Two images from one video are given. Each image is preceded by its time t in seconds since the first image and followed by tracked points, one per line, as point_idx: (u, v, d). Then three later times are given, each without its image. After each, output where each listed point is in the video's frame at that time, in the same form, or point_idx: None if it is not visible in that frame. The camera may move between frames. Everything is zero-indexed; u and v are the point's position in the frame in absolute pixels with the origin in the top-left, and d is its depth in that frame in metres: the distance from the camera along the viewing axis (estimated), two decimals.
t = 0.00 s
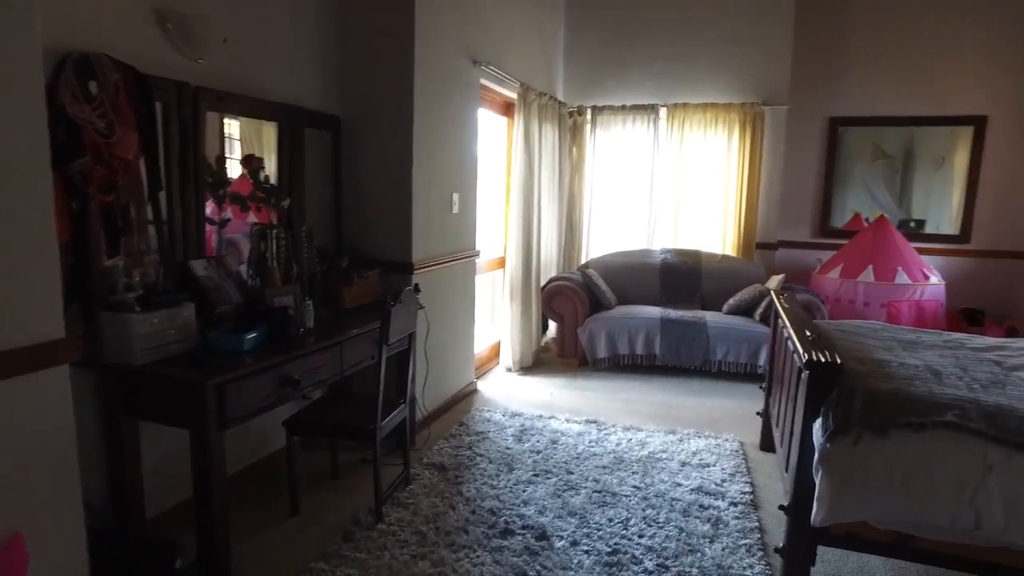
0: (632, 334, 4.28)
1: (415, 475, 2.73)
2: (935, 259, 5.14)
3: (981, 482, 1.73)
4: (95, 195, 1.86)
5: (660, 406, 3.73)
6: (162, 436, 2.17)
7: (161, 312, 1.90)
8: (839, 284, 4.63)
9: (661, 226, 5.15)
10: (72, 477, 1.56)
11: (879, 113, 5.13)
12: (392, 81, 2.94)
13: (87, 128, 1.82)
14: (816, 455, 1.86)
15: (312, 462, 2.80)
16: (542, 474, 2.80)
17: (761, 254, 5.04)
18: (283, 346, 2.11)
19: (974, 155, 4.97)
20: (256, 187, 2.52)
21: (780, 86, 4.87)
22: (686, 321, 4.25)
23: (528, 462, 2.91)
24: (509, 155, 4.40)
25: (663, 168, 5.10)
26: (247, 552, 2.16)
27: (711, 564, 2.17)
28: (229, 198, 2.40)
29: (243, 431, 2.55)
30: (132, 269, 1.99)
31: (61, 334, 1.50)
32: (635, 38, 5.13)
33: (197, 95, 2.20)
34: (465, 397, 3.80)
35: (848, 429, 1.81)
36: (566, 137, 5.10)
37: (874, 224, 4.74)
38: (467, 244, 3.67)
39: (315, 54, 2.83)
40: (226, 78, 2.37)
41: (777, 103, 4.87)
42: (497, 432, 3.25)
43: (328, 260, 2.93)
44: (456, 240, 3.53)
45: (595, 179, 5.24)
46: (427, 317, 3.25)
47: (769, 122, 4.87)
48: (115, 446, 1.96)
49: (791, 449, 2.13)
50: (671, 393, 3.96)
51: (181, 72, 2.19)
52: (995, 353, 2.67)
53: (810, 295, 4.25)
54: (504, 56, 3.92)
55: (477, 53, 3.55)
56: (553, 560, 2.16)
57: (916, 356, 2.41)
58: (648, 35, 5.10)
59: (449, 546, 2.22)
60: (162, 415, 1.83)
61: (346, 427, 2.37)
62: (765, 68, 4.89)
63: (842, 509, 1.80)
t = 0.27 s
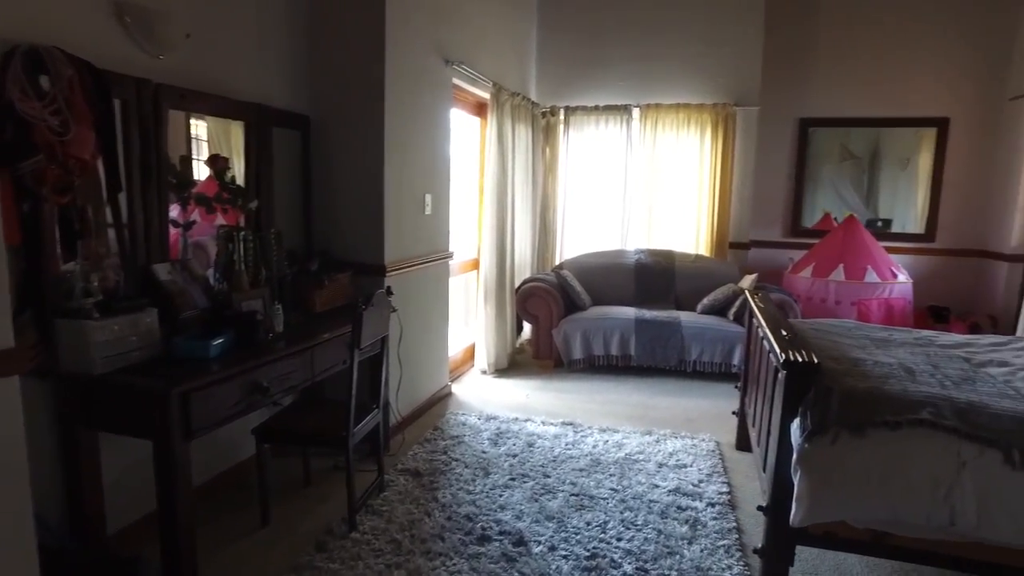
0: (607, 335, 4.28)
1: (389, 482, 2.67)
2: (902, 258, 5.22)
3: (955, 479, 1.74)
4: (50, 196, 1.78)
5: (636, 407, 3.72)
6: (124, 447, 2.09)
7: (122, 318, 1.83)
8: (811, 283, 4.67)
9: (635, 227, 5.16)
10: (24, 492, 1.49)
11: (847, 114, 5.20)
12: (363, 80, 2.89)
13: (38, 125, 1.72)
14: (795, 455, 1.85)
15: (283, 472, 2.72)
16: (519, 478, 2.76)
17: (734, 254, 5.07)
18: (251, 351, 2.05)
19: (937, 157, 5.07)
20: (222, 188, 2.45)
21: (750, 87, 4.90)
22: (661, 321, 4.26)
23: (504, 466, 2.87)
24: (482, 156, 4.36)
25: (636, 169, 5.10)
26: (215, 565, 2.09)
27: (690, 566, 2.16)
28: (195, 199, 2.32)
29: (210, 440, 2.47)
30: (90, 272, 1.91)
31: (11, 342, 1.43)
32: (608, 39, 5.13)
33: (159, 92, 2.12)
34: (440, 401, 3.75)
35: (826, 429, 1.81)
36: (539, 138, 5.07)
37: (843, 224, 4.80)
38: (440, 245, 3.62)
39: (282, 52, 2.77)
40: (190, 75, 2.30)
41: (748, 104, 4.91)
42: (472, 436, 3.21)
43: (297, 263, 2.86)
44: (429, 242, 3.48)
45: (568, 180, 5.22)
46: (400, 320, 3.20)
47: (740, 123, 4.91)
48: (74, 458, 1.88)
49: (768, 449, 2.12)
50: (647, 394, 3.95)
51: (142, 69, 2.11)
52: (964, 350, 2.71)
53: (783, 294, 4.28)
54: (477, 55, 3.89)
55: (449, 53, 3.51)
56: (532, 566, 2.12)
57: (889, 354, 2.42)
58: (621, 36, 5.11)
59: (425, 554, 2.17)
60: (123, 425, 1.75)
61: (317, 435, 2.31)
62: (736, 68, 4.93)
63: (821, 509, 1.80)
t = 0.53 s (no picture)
0: (582, 336, 4.27)
1: (363, 489, 2.63)
2: (869, 258, 5.31)
3: (927, 478, 1.75)
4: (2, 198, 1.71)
5: (612, 408, 3.72)
6: (85, 459, 2.01)
7: (82, 327, 1.77)
8: (782, 283, 4.73)
9: (608, 228, 5.17)
10: None
11: (815, 116, 5.28)
12: (332, 80, 2.85)
13: None
14: (770, 456, 1.86)
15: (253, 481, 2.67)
16: (494, 482, 2.74)
17: (706, 255, 5.11)
18: (219, 359, 1.99)
19: (902, 159, 5.17)
20: (188, 191, 2.39)
21: (720, 89, 4.95)
22: (635, 322, 4.27)
23: (480, 471, 2.84)
24: (454, 158, 4.33)
25: (609, 170, 5.11)
26: None
27: (668, 568, 2.15)
28: (160, 203, 2.26)
29: (177, 450, 2.41)
30: (47, 279, 1.84)
31: None
32: (580, 41, 5.14)
33: (119, 92, 2.06)
34: (414, 406, 3.71)
35: (800, 429, 1.81)
36: (512, 139, 5.06)
37: (812, 225, 4.87)
38: (413, 248, 3.58)
39: (249, 52, 2.71)
40: (152, 75, 2.23)
41: (718, 106, 4.95)
42: (447, 441, 3.18)
43: (267, 268, 2.80)
44: (402, 245, 3.44)
45: (541, 181, 5.21)
46: (373, 325, 3.16)
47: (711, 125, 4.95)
48: (32, 472, 1.80)
49: (744, 450, 2.13)
50: (622, 395, 3.96)
51: (101, 68, 2.05)
52: (931, 348, 2.75)
53: (755, 295, 4.32)
54: (448, 56, 3.86)
55: (420, 54, 3.48)
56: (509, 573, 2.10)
57: (859, 353, 2.45)
58: (592, 38, 5.12)
59: (400, 563, 2.13)
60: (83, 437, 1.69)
61: (288, 443, 2.25)
62: (706, 71, 4.97)
63: (796, 509, 1.80)
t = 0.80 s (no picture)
0: (557, 338, 4.27)
1: (338, 496, 2.59)
2: (838, 257, 5.40)
3: (901, 474, 1.78)
4: None
5: (588, 410, 3.72)
6: (47, 472, 1.95)
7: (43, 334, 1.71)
8: (755, 283, 4.78)
9: (582, 229, 5.18)
10: None
11: (784, 118, 5.35)
12: (303, 81, 2.80)
13: None
14: (747, 456, 1.86)
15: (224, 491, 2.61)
16: (471, 486, 2.71)
17: (679, 255, 5.15)
18: (188, 366, 1.94)
19: (868, 160, 5.27)
20: (154, 194, 2.33)
21: (692, 91, 4.99)
22: (610, 323, 4.28)
23: (456, 475, 2.82)
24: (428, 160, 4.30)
25: (583, 172, 5.13)
26: None
27: (646, 569, 2.15)
28: (125, 206, 2.20)
29: (145, 459, 2.34)
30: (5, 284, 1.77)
31: None
32: (553, 42, 5.14)
33: (80, 91, 2.00)
34: (389, 410, 3.67)
35: (777, 429, 1.83)
36: (485, 141, 5.04)
37: (783, 225, 4.93)
38: (387, 250, 3.55)
39: (217, 52, 2.65)
40: (115, 74, 2.17)
41: (690, 108, 4.99)
42: (423, 445, 3.14)
43: (237, 272, 2.74)
44: (375, 247, 3.40)
45: (515, 183, 5.20)
46: (347, 329, 3.11)
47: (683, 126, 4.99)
48: None
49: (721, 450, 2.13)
50: (597, 396, 3.97)
51: (60, 66, 1.98)
52: (900, 346, 2.80)
53: (728, 295, 4.36)
54: (421, 57, 3.83)
55: (393, 55, 3.45)
56: None
57: (832, 352, 2.48)
58: (565, 40, 5.13)
59: (377, 570, 2.10)
60: (43, 449, 1.63)
61: (261, 450, 2.20)
62: (678, 73, 5.01)
63: (774, 508, 1.81)
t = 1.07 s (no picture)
0: (533, 340, 4.26)
1: (314, 504, 2.54)
2: (809, 257, 5.48)
3: (877, 472, 1.80)
4: None
5: (565, 412, 3.71)
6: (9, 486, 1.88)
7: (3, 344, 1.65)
8: (729, 283, 4.82)
9: (558, 231, 5.18)
10: None
11: (756, 120, 5.41)
12: (275, 82, 2.75)
13: None
14: (726, 457, 1.87)
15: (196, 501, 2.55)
16: (450, 491, 2.69)
17: (653, 256, 5.17)
18: (158, 374, 1.89)
19: (838, 161, 5.36)
20: (121, 197, 2.27)
21: (665, 93, 5.02)
22: (586, 325, 4.28)
23: (435, 480, 2.79)
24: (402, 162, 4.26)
25: (557, 173, 5.12)
26: None
27: (627, 572, 2.15)
28: (90, 210, 2.14)
29: (113, 471, 2.28)
30: None
31: None
32: (527, 44, 5.14)
33: (41, 91, 1.93)
34: (365, 415, 3.63)
35: (755, 430, 1.83)
36: (460, 143, 5.01)
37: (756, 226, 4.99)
38: (362, 253, 3.50)
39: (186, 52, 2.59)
40: (78, 74, 2.11)
41: (664, 110, 5.03)
42: (400, 450, 3.11)
43: (209, 276, 2.68)
44: (350, 250, 3.36)
45: (490, 185, 5.18)
46: (322, 333, 3.07)
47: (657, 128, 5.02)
48: None
49: (700, 451, 2.14)
50: (574, 398, 3.96)
51: (19, 65, 1.91)
52: (873, 344, 2.84)
53: (703, 296, 4.39)
54: (395, 58, 3.79)
55: (367, 55, 3.41)
56: None
57: (807, 351, 2.51)
58: (539, 42, 5.13)
59: None
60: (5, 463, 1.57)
61: (235, 459, 2.15)
62: (651, 75, 5.03)
63: (753, 509, 1.82)
